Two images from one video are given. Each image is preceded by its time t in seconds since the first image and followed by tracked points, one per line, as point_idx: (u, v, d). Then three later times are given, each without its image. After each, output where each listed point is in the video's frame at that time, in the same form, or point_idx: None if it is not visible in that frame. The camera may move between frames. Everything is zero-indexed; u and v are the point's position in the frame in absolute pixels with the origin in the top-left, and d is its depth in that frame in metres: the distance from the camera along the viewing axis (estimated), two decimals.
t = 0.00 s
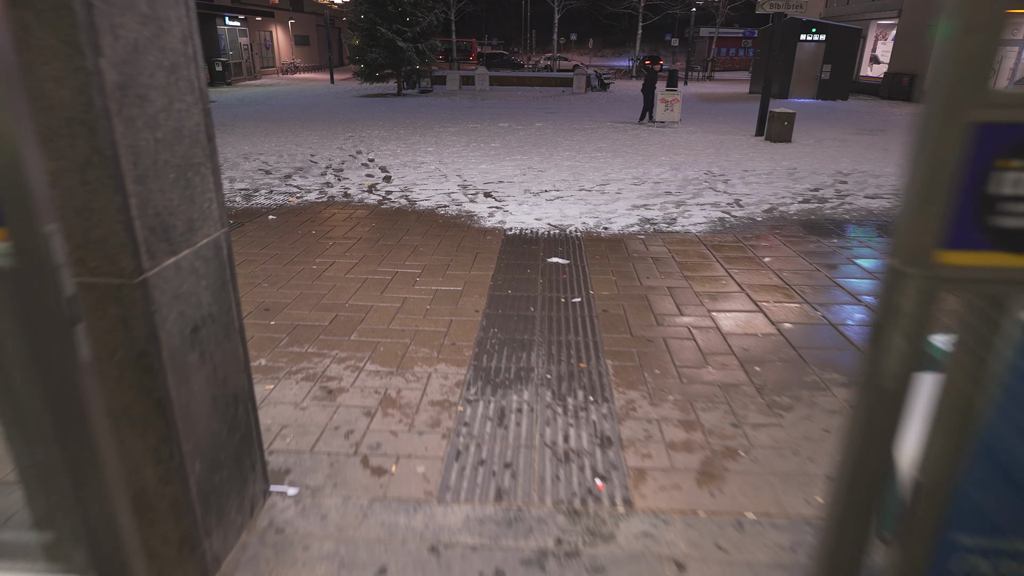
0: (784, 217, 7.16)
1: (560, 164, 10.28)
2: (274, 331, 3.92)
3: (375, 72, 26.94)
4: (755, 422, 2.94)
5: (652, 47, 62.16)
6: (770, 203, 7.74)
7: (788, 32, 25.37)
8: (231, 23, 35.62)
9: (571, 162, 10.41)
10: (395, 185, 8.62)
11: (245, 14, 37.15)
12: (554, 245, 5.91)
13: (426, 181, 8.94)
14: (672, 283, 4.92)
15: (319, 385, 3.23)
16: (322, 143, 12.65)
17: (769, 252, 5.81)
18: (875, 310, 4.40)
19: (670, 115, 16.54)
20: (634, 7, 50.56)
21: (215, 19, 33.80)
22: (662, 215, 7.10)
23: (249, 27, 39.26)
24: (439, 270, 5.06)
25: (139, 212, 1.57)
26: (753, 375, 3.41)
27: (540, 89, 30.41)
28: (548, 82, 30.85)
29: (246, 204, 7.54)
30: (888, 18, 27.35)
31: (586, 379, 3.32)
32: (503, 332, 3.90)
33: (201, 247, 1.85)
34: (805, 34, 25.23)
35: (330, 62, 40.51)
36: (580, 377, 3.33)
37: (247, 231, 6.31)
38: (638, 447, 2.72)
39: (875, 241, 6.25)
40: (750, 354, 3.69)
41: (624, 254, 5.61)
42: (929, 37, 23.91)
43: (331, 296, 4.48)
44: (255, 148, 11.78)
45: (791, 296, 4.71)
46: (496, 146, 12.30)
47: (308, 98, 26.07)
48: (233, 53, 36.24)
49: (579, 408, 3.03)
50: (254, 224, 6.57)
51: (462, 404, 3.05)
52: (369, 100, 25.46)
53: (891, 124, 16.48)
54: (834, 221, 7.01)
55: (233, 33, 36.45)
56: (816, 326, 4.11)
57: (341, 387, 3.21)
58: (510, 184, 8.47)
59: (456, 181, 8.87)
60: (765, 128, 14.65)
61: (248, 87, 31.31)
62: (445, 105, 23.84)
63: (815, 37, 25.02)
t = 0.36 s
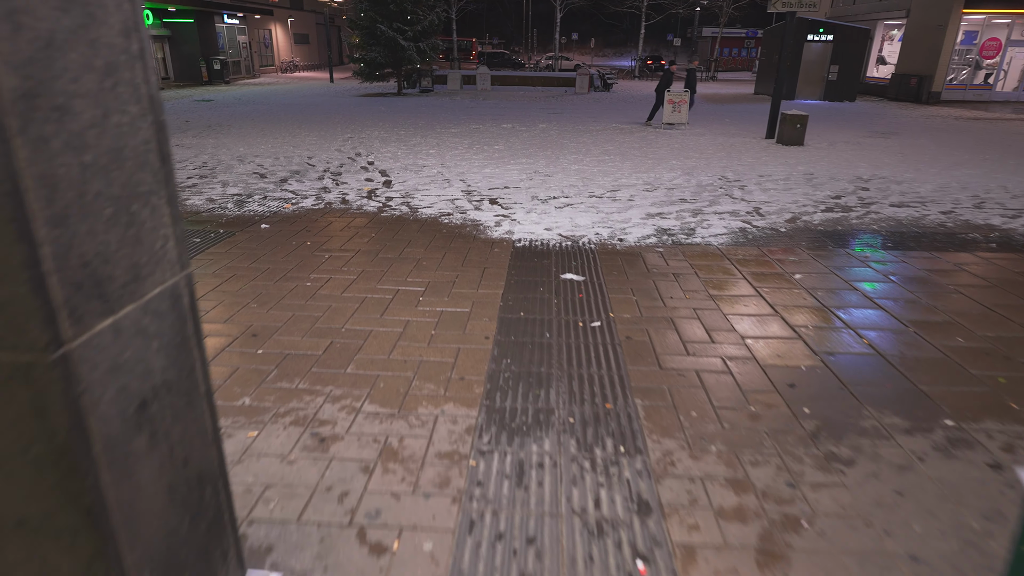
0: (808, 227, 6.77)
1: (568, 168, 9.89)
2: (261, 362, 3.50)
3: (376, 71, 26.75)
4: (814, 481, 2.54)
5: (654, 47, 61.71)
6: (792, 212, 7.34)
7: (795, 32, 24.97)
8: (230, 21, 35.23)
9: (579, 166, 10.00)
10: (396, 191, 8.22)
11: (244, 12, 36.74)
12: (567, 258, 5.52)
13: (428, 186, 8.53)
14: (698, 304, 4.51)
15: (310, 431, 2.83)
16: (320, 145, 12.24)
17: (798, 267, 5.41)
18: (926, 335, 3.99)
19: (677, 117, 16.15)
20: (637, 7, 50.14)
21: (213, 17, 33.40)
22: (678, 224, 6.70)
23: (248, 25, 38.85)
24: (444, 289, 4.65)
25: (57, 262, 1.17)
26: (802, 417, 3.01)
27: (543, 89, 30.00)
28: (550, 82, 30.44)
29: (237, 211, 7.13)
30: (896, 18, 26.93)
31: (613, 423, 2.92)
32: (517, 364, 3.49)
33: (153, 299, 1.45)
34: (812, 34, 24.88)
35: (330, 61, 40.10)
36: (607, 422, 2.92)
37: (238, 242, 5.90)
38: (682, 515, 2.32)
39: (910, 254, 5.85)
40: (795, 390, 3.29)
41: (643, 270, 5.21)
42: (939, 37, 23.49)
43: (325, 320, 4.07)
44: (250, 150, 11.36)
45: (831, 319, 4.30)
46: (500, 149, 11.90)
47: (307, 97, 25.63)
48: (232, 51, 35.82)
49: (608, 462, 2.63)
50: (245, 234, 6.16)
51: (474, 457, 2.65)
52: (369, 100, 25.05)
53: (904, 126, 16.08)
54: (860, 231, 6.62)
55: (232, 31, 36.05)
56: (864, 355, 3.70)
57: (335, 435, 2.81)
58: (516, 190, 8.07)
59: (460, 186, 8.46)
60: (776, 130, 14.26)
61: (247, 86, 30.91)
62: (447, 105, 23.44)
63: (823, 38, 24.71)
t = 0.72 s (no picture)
0: (836, 239, 6.34)
1: (578, 175, 9.49)
2: (236, 398, 3.09)
3: (381, 75, 26.42)
4: (883, 559, 2.11)
5: (661, 51, 61.40)
6: (817, 222, 6.92)
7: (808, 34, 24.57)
8: (236, 25, 35.12)
9: (589, 173, 9.62)
10: (397, 199, 7.85)
11: (250, 16, 36.63)
12: (578, 274, 5.11)
13: (431, 193, 8.15)
14: (723, 327, 4.09)
15: (284, 487, 2.44)
16: (322, 149, 11.89)
17: (830, 285, 4.99)
18: (984, 367, 3.56)
19: (688, 121, 15.76)
20: (645, 11, 49.75)
21: (219, 21, 33.28)
22: (697, 236, 6.29)
23: (254, 29, 38.72)
24: (444, 309, 4.25)
25: None
26: (860, 472, 2.58)
27: (550, 93, 29.64)
28: (558, 86, 30.08)
29: (230, 221, 6.76)
30: (910, 21, 26.45)
31: (638, 480, 2.50)
32: (525, 403, 3.07)
33: (17, 375, 1.04)
34: (825, 36, 24.50)
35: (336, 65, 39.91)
36: (632, 478, 2.50)
37: (227, 255, 5.53)
38: None
39: (949, 270, 5.42)
40: (846, 435, 2.84)
41: (662, 288, 4.79)
42: (956, 40, 22.96)
43: (312, 347, 3.67)
44: (250, 155, 11.01)
45: (874, 347, 3.86)
46: (508, 154, 11.52)
47: (311, 101, 25.37)
48: (237, 55, 35.67)
49: (635, 534, 2.21)
50: (235, 246, 5.77)
51: (474, 527, 2.23)
52: (374, 104, 24.77)
53: (922, 131, 15.61)
54: (892, 244, 6.19)
55: (237, 35, 35.94)
56: (918, 390, 3.28)
57: (313, 493, 2.41)
58: (523, 198, 7.67)
59: (464, 193, 8.07)
60: (790, 136, 13.83)
61: (252, 90, 30.71)
62: (453, 109, 23.13)
63: (836, 40, 24.36)
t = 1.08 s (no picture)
0: (901, 323, 5.79)
1: (612, 249, 9.17)
2: (225, 520, 2.68)
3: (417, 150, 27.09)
4: None
5: (693, 124, 62.32)
6: (876, 302, 6.37)
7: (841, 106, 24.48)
8: (282, 103, 36.94)
9: (625, 247, 9.28)
10: (426, 275, 7.60)
11: (296, 95, 38.54)
12: (617, 364, 4.66)
13: (461, 270, 7.90)
14: (787, 434, 3.56)
15: None
16: (356, 222, 11.93)
17: (902, 380, 4.45)
18: None
19: (725, 194, 15.47)
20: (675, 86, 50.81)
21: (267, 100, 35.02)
22: (745, 318, 5.81)
23: (300, 107, 40.63)
24: (469, 407, 3.82)
25: None
26: None
27: (583, 165, 29.95)
28: (590, 158, 30.41)
29: (253, 299, 6.55)
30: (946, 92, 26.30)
31: None
32: (559, 536, 2.58)
33: None
34: (860, 107, 24.19)
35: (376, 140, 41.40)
36: None
37: (244, 337, 5.24)
38: None
39: None
40: None
41: (712, 383, 4.29)
42: (999, 111, 22.53)
43: (320, 452, 3.26)
44: (283, 229, 11.05)
45: (973, 463, 3.28)
46: (541, 228, 11.34)
47: (349, 174, 26.10)
48: (282, 131, 37.30)
49: None
50: (254, 328, 5.50)
51: None
52: (409, 177, 25.28)
53: (973, 203, 14.98)
54: (966, 330, 5.60)
55: (283, 113, 37.74)
56: None
57: None
58: (556, 275, 7.33)
59: (495, 270, 7.78)
60: (833, 209, 13.37)
61: (295, 164, 31.86)
62: (487, 182, 23.42)
63: (872, 112, 23.96)
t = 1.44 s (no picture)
0: (971, 433, 5.17)
1: (638, 345, 8.71)
2: None
3: (437, 243, 27.39)
4: None
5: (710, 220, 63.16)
6: (936, 408, 5.78)
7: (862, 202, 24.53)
8: (309, 198, 38.11)
9: (652, 344, 8.83)
10: (443, 371, 7.17)
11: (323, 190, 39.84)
12: (656, 480, 4.09)
13: (480, 366, 7.47)
14: None
15: None
16: (373, 314, 11.67)
17: (991, 507, 3.82)
18: None
19: (751, 288, 15.08)
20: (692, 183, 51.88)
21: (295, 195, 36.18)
22: (794, 425, 5.24)
23: (326, 202, 41.93)
24: (488, 533, 3.28)
25: None
26: None
27: (603, 258, 30.01)
28: (610, 251, 30.51)
29: (258, 396, 6.14)
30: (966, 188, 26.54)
31: None
32: None
33: None
34: (882, 203, 24.20)
35: (398, 233, 42.29)
36: None
37: (242, 441, 4.78)
38: None
39: None
40: None
41: (769, 506, 3.71)
42: None
43: None
44: (297, 321, 10.81)
45: None
46: (563, 321, 10.98)
47: (370, 266, 26.32)
48: (307, 225, 38.29)
49: None
50: (253, 431, 5.04)
51: None
52: (429, 269, 25.40)
53: (1012, 299, 14.39)
54: None
55: (309, 207, 38.86)
56: None
57: None
58: (581, 374, 6.86)
59: (516, 367, 7.34)
60: (866, 303, 12.86)
61: (317, 256, 32.39)
62: (506, 274, 23.38)
63: (894, 207, 23.93)
